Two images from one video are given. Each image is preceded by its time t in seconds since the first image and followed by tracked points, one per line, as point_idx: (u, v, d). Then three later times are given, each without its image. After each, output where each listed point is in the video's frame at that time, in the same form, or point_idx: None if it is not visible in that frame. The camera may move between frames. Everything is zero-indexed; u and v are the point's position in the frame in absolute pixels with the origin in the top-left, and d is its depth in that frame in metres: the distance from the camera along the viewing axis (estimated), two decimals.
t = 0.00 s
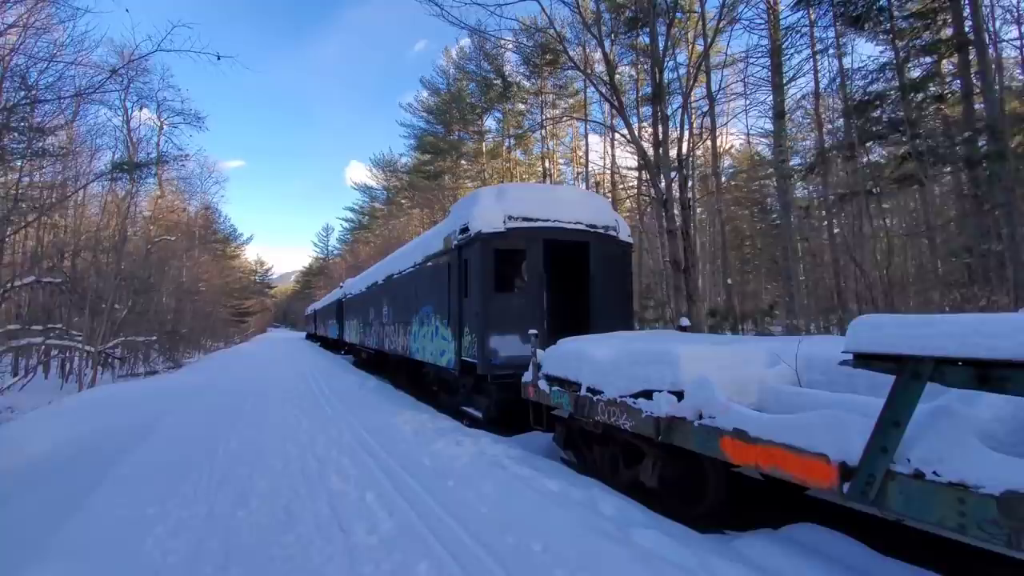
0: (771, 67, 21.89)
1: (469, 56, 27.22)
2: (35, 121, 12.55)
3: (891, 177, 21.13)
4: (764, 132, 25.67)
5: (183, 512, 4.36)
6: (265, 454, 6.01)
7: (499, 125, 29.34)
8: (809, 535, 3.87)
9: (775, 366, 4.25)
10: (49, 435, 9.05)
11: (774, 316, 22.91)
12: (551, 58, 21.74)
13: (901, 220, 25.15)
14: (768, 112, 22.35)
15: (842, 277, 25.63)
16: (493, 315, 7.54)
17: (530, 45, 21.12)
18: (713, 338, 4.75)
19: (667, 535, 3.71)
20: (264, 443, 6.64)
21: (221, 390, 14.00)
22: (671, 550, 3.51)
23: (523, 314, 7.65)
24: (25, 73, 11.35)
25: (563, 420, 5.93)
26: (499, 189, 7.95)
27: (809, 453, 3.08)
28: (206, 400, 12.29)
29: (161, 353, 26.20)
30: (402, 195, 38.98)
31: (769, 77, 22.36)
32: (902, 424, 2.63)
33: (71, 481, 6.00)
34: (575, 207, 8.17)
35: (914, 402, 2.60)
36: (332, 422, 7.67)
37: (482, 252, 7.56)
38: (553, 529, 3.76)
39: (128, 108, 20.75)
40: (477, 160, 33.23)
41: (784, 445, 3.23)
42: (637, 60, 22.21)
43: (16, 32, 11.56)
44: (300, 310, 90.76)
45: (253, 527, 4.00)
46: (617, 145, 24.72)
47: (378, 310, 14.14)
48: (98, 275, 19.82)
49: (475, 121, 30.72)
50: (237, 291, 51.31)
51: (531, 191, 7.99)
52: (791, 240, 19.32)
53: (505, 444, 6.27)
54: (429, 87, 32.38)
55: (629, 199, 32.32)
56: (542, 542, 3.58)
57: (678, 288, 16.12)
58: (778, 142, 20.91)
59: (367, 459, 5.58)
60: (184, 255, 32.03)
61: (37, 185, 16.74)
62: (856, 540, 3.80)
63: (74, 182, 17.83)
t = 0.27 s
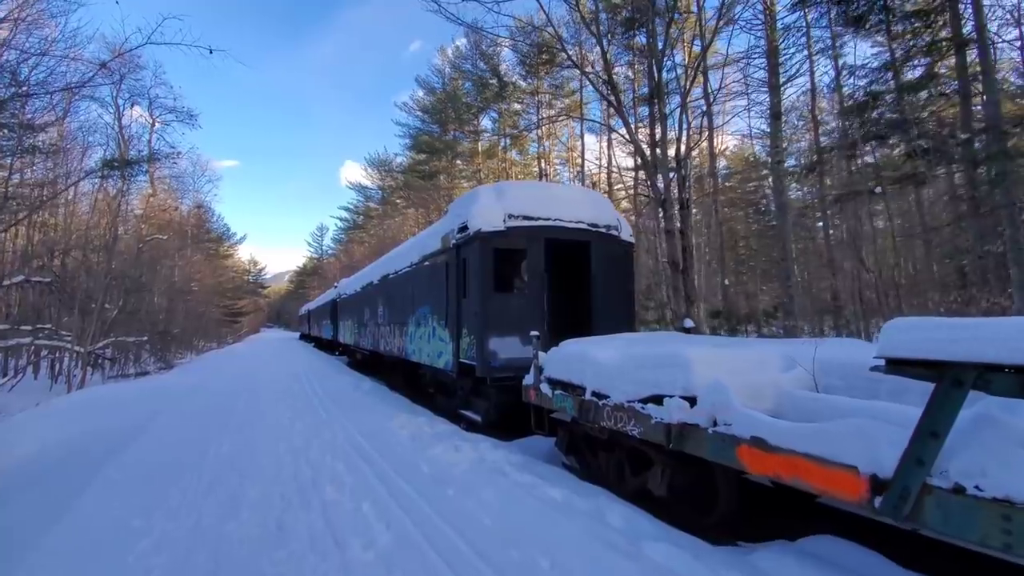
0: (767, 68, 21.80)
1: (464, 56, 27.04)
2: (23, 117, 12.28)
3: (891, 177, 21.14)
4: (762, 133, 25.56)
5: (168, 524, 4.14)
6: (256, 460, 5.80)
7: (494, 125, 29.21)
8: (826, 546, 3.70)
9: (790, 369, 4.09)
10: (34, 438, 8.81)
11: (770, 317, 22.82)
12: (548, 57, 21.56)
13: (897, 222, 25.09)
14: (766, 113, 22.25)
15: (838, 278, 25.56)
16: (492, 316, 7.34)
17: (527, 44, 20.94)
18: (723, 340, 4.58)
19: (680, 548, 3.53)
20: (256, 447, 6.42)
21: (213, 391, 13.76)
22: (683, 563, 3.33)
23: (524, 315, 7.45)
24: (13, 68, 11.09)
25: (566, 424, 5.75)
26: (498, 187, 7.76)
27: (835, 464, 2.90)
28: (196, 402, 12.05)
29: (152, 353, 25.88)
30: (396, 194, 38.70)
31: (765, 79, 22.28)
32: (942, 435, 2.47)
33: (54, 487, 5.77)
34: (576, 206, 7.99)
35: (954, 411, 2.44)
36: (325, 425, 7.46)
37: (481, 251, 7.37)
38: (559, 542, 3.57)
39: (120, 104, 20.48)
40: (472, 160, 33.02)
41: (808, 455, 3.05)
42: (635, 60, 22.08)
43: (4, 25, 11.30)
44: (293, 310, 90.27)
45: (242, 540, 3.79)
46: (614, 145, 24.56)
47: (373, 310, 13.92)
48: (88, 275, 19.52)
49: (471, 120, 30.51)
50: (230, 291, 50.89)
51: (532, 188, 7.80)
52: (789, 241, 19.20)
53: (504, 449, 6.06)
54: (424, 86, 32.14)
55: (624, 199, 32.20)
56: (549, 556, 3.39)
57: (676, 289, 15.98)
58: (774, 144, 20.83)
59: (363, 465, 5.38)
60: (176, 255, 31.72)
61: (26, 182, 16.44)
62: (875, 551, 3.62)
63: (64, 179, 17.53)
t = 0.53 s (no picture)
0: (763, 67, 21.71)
1: (459, 54, 26.85)
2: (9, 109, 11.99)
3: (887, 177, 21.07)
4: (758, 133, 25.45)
5: (148, 532, 3.92)
6: (242, 463, 5.58)
7: (489, 124, 29.03)
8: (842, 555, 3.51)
9: (802, 369, 3.92)
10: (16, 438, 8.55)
11: (766, 317, 22.73)
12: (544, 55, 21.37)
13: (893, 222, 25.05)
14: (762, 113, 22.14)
15: (834, 279, 25.51)
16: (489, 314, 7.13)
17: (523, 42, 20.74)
18: (730, 339, 4.41)
19: (689, 557, 3.34)
20: (243, 450, 6.21)
21: (202, 391, 13.49)
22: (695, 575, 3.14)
23: (522, 313, 7.25)
24: None
25: (566, 426, 5.56)
26: (496, 182, 7.55)
27: (861, 471, 2.72)
28: (185, 402, 11.79)
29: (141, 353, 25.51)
30: (390, 193, 38.39)
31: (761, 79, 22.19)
32: (982, 438, 2.30)
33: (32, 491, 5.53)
34: (575, 202, 7.80)
35: (994, 413, 2.27)
36: (316, 427, 7.24)
37: (478, 248, 7.16)
38: (562, 552, 3.38)
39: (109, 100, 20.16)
40: (467, 159, 32.78)
41: (830, 460, 2.87)
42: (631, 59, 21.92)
43: None
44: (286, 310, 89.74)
45: (226, 549, 3.57)
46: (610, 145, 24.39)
47: (366, 309, 13.69)
48: (76, 272, 19.18)
49: (466, 119, 30.27)
50: (222, 290, 50.43)
51: (530, 183, 7.61)
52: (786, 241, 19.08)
53: (502, 452, 5.86)
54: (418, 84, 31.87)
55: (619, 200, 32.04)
56: (552, 567, 3.20)
57: (674, 289, 15.85)
58: (769, 144, 20.74)
59: (355, 469, 5.17)
60: (166, 253, 31.37)
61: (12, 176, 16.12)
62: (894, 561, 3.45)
63: (51, 174, 17.19)
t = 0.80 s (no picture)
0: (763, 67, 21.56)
1: (456, 54, 26.68)
2: None
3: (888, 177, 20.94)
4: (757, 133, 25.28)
5: (126, 547, 3.69)
6: (231, 471, 5.37)
7: (486, 123, 28.84)
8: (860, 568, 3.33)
9: (819, 373, 3.72)
10: None
11: (764, 318, 22.59)
12: (540, 55, 21.26)
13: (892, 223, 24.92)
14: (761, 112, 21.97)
15: (833, 280, 25.38)
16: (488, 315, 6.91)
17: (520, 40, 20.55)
18: (741, 341, 4.20)
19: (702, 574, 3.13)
20: (232, 455, 5.99)
21: (195, 392, 13.26)
22: None
23: (522, 314, 7.03)
24: None
25: (568, 432, 5.35)
26: (494, 178, 7.33)
27: (894, 485, 2.51)
28: (176, 404, 11.55)
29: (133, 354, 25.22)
30: (387, 194, 38.13)
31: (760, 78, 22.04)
32: None
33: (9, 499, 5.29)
34: (576, 200, 7.58)
35: None
36: (309, 431, 7.02)
37: (476, 246, 6.94)
38: (566, 569, 3.17)
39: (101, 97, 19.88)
40: (464, 159, 32.57)
41: (857, 473, 2.67)
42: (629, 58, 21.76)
43: None
44: (283, 311, 89.41)
45: (207, 569, 3.33)
46: (608, 144, 24.21)
47: (361, 310, 13.46)
48: (66, 272, 18.88)
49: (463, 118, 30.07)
50: (217, 291, 50.07)
51: (530, 180, 7.39)
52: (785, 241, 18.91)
53: (501, 458, 5.65)
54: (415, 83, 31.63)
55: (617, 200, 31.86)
56: None
57: (674, 289, 15.66)
58: (768, 143, 20.59)
59: (347, 478, 4.94)
60: (160, 253, 31.11)
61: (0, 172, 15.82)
62: None
63: (41, 171, 16.89)
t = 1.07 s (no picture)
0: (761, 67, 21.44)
1: (453, 54, 26.55)
2: None
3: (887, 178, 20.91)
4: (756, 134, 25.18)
5: (105, 562, 3.48)
6: (221, 478, 5.17)
7: (484, 123, 28.68)
8: None
9: (839, 378, 3.55)
10: None
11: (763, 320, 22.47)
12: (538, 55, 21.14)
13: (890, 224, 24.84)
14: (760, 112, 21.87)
15: (831, 281, 25.27)
16: (487, 316, 6.71)
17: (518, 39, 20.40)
18: (754, 345, 4.03)
19: None
20: (222, 461, 5.79)
21: (187, 393, 13.03)
22: None
23: (522, 315, 6.84)
24: None
25: (571, 437, 5.16)
26: (494, 176, 7.14)
27: (929, 499, 2.33)
28: (168, 405, 11.34)
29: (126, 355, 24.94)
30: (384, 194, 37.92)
31: (759, 78, 21.92)
32: None
33: None
34: (578, 198, 7.40)
35: None
36: (302, 435, 6.82)
37: (476, 245, 6.74)
38: None
39: (94, 94, 19.64)
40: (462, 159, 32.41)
41: (888, 486, 2.49)
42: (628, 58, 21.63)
43: None
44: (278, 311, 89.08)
45: None
46: (606, 145, 24.07)
47: (357, 310, 13.25)
48: (58, 271, 18.62)
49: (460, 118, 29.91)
50: (212, 291, 49.77)
51: (531, 178, 7.20)
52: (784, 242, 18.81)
53: (501, 464, 5.45)
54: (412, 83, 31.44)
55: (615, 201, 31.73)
56: None
57: (674, 291, 15.52)
58: (767, 144, 20.46)
59: (341, 486, 4.74)
60: (154, 252, 30.87)
61: None
62: None
63: (32, 168, 16.64)
